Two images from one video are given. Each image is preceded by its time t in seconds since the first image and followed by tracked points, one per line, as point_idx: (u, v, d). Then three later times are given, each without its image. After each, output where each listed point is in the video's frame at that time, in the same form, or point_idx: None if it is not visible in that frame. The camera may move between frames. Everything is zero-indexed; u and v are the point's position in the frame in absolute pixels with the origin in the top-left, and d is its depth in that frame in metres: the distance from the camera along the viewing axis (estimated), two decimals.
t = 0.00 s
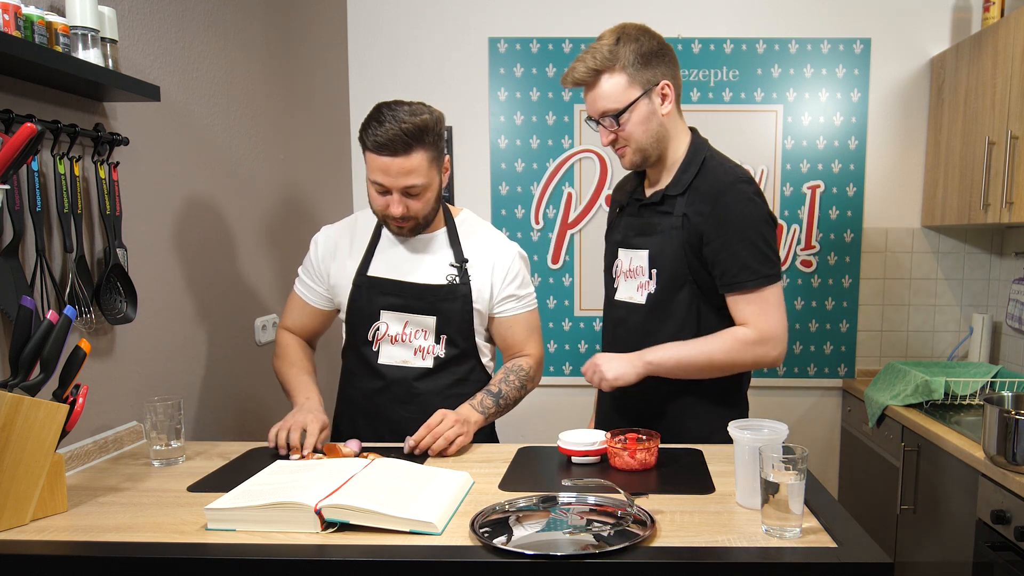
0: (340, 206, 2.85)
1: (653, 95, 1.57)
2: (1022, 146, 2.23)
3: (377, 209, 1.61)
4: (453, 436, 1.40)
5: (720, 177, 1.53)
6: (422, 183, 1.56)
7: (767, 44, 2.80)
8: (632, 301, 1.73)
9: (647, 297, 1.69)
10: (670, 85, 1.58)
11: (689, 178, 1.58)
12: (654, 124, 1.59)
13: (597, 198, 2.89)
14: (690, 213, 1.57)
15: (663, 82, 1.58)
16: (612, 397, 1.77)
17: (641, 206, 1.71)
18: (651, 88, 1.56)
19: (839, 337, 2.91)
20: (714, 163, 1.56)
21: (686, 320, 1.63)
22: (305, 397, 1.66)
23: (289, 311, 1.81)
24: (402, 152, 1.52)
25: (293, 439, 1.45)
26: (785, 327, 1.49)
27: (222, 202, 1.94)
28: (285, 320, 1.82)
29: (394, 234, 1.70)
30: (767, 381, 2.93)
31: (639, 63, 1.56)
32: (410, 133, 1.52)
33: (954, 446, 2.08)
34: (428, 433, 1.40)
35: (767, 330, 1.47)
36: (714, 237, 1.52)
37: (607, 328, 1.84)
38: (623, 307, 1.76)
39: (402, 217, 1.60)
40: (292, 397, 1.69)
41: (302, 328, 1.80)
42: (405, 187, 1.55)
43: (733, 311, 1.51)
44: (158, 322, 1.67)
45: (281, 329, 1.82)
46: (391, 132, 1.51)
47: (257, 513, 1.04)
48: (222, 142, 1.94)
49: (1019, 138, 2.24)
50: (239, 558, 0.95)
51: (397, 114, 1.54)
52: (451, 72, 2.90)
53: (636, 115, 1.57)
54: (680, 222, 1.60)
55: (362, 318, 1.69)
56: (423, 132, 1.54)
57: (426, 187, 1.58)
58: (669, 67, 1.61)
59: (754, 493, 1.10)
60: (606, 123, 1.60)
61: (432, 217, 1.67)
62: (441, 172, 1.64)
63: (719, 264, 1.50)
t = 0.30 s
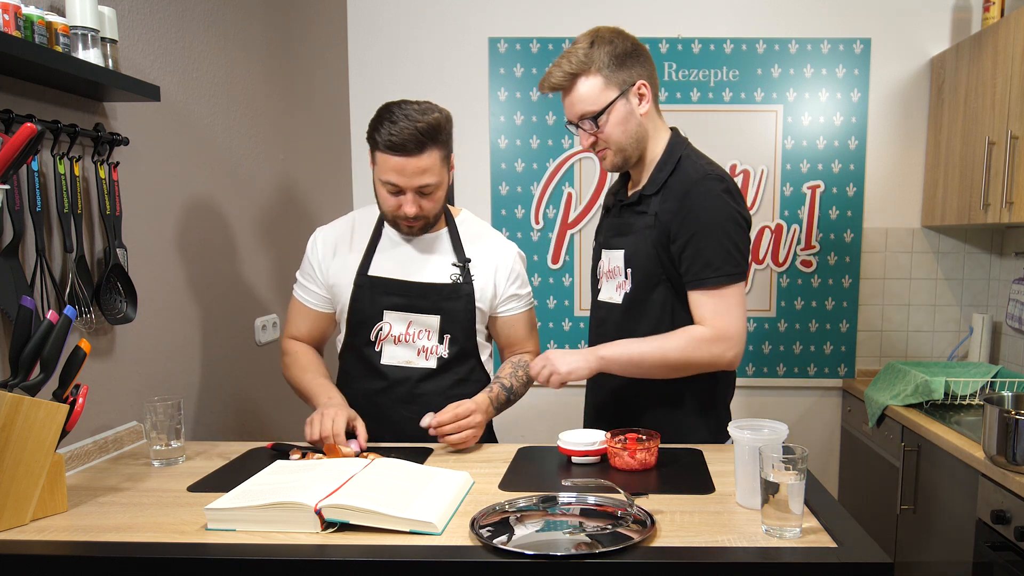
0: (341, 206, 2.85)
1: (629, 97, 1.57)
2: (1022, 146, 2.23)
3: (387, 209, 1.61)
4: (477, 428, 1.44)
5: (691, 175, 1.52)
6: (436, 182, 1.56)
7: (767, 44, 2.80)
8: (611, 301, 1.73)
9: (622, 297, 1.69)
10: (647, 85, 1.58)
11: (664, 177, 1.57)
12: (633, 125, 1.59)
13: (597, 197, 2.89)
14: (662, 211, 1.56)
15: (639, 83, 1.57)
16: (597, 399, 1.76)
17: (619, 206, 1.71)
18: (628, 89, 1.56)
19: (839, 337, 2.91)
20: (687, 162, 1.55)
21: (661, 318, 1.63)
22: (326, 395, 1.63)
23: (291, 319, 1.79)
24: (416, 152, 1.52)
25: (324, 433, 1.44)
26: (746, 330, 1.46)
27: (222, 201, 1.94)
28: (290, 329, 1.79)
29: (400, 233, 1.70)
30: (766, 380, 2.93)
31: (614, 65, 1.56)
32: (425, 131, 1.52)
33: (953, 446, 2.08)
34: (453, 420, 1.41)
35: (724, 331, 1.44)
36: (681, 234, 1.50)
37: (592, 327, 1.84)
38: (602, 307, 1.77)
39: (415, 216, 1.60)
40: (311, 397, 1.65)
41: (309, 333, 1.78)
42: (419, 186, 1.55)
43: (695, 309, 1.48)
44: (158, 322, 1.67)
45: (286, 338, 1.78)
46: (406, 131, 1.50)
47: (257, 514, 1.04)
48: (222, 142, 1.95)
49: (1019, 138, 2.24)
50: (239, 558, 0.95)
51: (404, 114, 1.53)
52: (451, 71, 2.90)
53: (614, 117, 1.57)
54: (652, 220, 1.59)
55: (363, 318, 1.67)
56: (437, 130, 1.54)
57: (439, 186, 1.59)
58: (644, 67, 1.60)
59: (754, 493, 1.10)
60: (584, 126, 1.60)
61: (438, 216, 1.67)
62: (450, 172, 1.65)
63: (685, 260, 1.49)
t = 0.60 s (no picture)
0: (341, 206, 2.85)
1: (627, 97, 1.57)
2: (1022, 146, 2.23)
3: (410, 208, 1.62)
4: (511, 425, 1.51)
5: (688, 173, 1.52)
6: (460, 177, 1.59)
7: (767, 44, 2.80)
8: (607, 301, 1.74)
9: (620, 297, 1.69)
10: (642, 83, 1.58)
11: (660, 176, 1.57)
12: (632, 124, 1.59)
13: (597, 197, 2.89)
14: (659, 210, 1.56)
15: (635, 80, 1.58)
16: (594, 400, 1.75)
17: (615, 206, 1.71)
18: (625, 89, 1.56)
19: (839, 337, 2.91)
20: (684, 161, 1.55)
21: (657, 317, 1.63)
22: (348, 386, 1.55)
23: (293, 320, 1.71)
24: (440, 148, 1.54)
25: (387, 409, 1.40)
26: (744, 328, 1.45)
27: (222, 201, 1.94)
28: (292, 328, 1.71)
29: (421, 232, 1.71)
30: (766, 380, 2.93)
31: (608, 67, 1.55)
32: (451, 126, 1.54)
33: (953, 446, 2.08)
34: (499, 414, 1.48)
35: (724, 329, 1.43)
36: (675, 232, 1.50)
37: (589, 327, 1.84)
38: (599, 307, 1.77)
39: (439, 213, 1.62)
40: (336, 393, 1.58)
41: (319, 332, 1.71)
42: (445, 182, 1.57)
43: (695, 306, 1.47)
44: (158, 322, 1.67)
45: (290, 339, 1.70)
46: (435, 125, 1.53)
47: (257, 514, 1.04)
48: (222, 142, 1.95)
49: (1019, 138, 2.24)
50: (239, 558, 0.95)
51: (426, 110, 1.54)
52: (451, 71, 2.90)
53: (613, 118, 1.56)
54: (649, 220, 1.59)
55: (374, 318, 1.65)
56: (461, 126, 1.56)
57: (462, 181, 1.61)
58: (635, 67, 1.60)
59: (753, 494, 1.10)
60: (584, 130, 1.59)
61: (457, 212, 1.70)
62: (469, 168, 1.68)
63: (681, 258, 1.48)
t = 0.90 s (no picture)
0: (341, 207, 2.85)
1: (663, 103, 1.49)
2: (1022, 146, 2.23)
3: (432, 204, 1.60)
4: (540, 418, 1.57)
5: (728, 176, 1.57)
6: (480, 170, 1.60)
7: (767, 44, 2.80)
8: (640, 304, 1.70)
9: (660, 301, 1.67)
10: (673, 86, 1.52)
11: (694, 179, 1.59)
12: (666, 131, 1.52)
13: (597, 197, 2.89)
14: (703, 213, 1.59)
15: (668, 84, 1.51)
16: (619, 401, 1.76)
17: (643, 209, 1.69)
18: (661, 93, 1.48)
19: (839, 337, 2.91)
20: (719, 163, 1.60)
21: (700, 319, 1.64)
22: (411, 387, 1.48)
23: (324, 323, 1.58)
24: (462, 142, 1.56)
25: (470, 396, 1.38)
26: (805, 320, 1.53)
27: (222, 202, 1.94)
28: (325, 331, 1.58)
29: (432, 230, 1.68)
30: (766, 381, 2.92)
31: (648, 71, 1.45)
32: (468, 122, 1.55)
33: (953, 446, 2.08)
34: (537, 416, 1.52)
35: (792, 326, 1.51)
36: (730, 237, 1.54)
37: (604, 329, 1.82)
38: (628, 311, 1.73)
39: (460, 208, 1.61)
40: (395, 394, 1.50)
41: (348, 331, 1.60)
42: (467, 175, 1.58)
43: (758, 310, 1.54)
44: (159, 322, 1.67)
45: (325, 342, 1.56)
46: (453, 119, 1.53)
47: (257, 513, 1.04)
48: (222, 143, 1.95)
49: (1019, 138, 2.24)
50: (239, 558, 0.95)
51: (441, 106, 1.55)
52: (451, 71, 2.90)
53: (654, 125, 1.47)
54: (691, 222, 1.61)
55: (385, 318, 1.62)
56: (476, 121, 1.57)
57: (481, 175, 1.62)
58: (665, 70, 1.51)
59: (753, 494, 1.10)
60: (623, 139, 1.48)
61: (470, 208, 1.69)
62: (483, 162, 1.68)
63: (740, 264, 1.53)
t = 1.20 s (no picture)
0: (342, 207, 2.85)
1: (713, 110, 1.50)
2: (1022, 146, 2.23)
3: (460, 202, 1.58)
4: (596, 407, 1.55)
5: (770, 180, 1.60)
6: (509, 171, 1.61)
7: (767, 44, 2.80)
8: (676, 306, 1.69)
9: (697, 303, 1.67)
10: (720, 94, 1.53)
11: (733, 182, 1.62)
12: (710, 137, 1.53)
13: (597, 197, 2.89)
14: (745, 216, 1.61)
15: (716, 92, 1.52)
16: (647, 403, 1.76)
17: (677, 211, 1.69)
18: (711, 101, 1.49)
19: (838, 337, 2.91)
20: (758, 167, 1.63)
21: (739, 323, 1.64)
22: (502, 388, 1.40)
23: (393, 312, 1.51)
24: (496, 142, 1.56)
25: (569, 397, 1.35)
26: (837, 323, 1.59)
27: (222, 202, 1.94)
28: (391, 319, 1.51)
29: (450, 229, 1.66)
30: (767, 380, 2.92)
31: (703, 78, 1.46)
32: (500, 124, 1.55)
33: (953, 446, 2.08)
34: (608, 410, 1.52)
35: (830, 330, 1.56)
36: (772, 240, 1.58)
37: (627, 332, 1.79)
38: (659, 313, 1.71)
39: (487, 208, 1.60)
40: (477, 394, 1.41)
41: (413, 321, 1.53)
42: (498, 175, 1.58)
43: (795, 315, 1.58)
44: (158, 322, 1.67)
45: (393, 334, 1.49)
46: (486, 117, 1.53)
47: (257, 514, 1.04)
48: (223, 142, 1.95)
49: (1019, 138, 2.24)
50: (239, 558, 0.95)
51: (472, 105, 1.55)
52: (451, 71, 2.90)
53: (702, 132, 1.49)
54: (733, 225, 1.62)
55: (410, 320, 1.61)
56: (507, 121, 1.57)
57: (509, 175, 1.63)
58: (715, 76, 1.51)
59: (753, 494, 1.10)
60: (671, 143, 1.47)
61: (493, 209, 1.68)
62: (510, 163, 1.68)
63: (783, 267, 1.56)
